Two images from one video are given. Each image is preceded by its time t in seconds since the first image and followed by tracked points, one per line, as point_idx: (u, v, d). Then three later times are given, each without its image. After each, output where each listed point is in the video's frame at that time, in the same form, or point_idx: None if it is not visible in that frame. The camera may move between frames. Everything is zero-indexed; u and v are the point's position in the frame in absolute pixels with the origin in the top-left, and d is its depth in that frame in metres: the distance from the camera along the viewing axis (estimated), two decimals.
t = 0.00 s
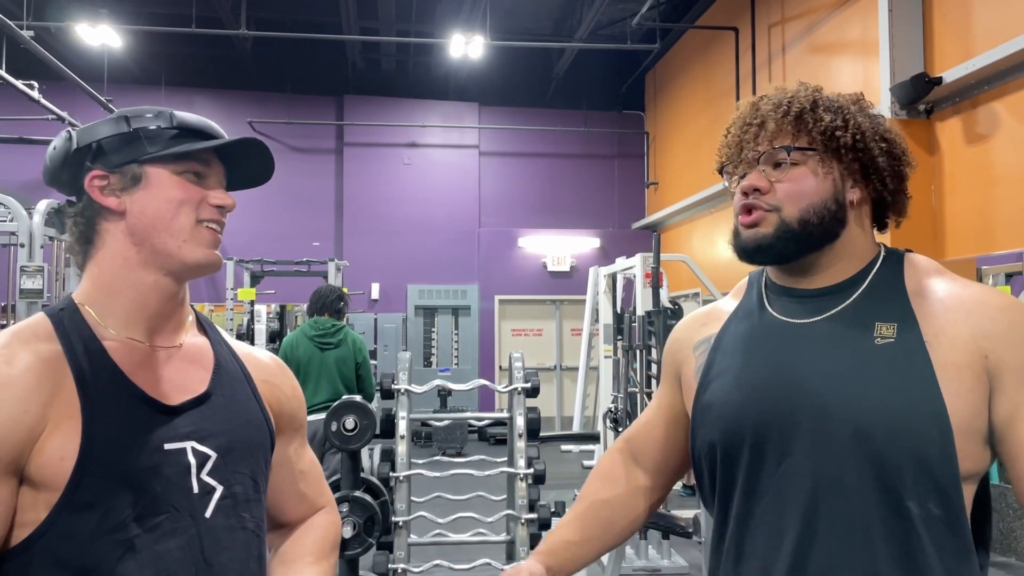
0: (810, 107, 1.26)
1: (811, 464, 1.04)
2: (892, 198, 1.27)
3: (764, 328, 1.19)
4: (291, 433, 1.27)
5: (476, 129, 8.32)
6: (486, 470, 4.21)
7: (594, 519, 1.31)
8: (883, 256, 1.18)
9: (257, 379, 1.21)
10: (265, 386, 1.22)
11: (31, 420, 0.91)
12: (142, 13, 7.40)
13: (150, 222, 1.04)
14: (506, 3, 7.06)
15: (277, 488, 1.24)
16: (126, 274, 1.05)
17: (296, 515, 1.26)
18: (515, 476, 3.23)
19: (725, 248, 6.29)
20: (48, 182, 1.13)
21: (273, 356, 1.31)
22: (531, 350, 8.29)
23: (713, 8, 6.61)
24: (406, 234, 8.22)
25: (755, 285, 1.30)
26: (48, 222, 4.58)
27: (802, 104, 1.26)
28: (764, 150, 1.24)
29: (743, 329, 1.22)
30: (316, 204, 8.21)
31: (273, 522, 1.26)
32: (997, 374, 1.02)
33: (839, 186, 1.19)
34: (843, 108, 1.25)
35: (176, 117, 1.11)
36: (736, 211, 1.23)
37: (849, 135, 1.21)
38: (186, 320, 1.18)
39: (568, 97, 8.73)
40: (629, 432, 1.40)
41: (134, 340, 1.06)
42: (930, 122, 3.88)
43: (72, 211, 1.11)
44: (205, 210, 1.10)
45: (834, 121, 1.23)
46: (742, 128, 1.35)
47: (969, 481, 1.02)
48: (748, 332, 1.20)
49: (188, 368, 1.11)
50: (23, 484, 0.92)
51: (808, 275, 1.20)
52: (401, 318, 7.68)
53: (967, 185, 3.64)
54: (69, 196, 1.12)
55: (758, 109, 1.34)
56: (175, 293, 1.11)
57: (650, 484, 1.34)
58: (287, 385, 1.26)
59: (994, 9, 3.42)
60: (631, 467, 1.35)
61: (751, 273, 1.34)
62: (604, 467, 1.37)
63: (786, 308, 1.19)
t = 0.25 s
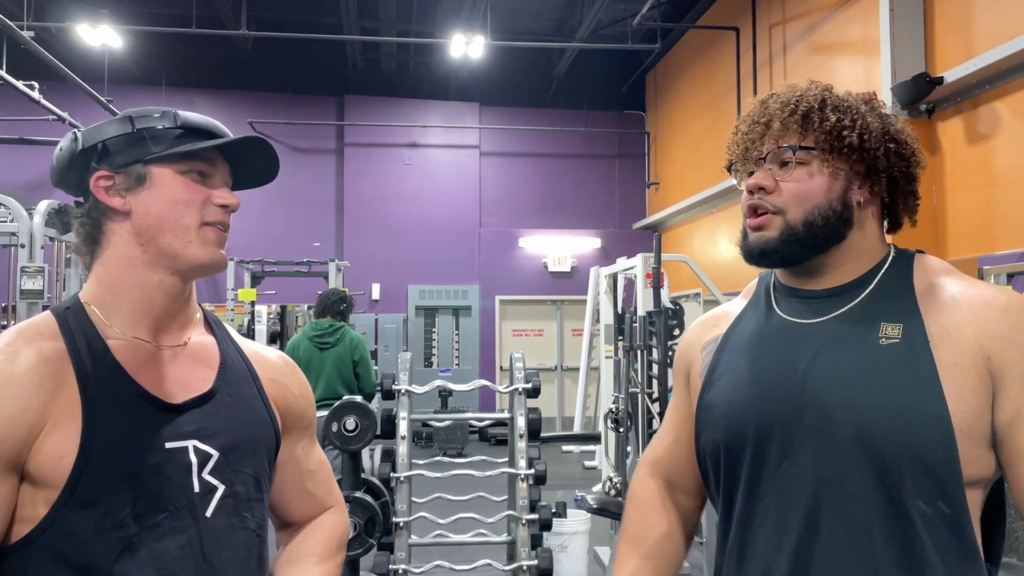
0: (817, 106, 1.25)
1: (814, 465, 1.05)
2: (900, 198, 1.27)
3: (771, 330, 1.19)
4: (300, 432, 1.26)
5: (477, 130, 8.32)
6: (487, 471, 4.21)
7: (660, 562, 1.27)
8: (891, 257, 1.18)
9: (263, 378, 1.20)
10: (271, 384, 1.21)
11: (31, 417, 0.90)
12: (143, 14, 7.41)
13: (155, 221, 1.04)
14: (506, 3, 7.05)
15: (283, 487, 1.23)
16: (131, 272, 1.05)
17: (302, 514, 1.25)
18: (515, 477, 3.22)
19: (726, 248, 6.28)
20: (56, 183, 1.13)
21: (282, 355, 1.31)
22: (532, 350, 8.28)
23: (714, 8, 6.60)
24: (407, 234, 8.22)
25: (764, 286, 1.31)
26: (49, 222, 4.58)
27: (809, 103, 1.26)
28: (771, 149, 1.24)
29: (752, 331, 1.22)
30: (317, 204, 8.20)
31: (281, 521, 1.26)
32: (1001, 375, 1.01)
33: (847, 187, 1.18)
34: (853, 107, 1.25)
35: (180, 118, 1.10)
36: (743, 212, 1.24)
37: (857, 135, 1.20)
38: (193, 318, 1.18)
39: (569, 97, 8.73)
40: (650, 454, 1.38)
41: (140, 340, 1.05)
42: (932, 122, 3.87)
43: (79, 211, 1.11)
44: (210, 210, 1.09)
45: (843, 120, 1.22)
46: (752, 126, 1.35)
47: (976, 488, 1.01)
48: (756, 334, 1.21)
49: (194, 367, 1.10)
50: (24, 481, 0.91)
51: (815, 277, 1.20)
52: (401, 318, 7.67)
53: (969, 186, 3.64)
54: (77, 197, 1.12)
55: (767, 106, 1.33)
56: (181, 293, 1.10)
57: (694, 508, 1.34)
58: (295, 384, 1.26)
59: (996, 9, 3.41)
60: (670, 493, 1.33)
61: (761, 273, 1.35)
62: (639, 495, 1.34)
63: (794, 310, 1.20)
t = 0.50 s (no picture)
0: (818, 106, 1.25)
1: (824, 466, 1.05)
2: (908, 196, 1.26)
3: (777, 330, 1.20)
4: (302, 432, 1.25)
5: (477, 130, 8.32)
6: (489, 471, 4.21)
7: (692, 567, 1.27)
8: (899, 256, 1.18)
9: (264, 377, 1.20)
10: (272, 383, 1.21)
11: (29, 415, 0.90)
12: (143, 14, 7.40)
13: (157, 219, 1.04)
14: (507, 4, 7.05)
15: (282, 487, 1.23)
16: (132, 271, 1.05)
17: (302, 514, 1.25)
18: (516, 477, 3.22)
19: (727, 248, 6.27)
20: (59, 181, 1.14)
21: (284, 354, 1.30)
22: (532, 350, 8.28)
23: (714, 8, 6.60)
24: (407, 235, 8.22)
25: (772, 285, 1.31)
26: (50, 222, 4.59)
27: (810, 103, 1.26)
28: (772, 150, 1.24)
29: (758, 331, 1.23)
30: (317, 205, 8.20)
31: (282, 521, 1.26)
32: (1012, 374, 1.00)
33: (849, 186, 1.18)
34: (855, 105, 1.24)
35: (184, 116, 1.10)
36: (747, 213, 1.24)
37: (858, 134, 1.19)
38: (194, 316, 1.18)
39: (569, 97, 8.72)
40: (662, 456, 1.38)
41: (140, 338, 1.06)
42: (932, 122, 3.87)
43: (81, 209, 1.11)
44: (213, 209, 1.09)
45: (844, 120, 1.22)
46: (754, 127, 1.35)
47: (988, 488, 1.01)
48: (762, 333, 1.22)
49: (194, 366, 1.10)
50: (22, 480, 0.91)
51: (820, 277, 1.20)
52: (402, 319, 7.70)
53: (969, 186, 3.64)
54: (79, 195, 1.13)
55: (769, 107, 1.33)
56: (182, 292, 1.10)
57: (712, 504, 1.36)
58: (296, 384, 1.26)
59: (996, 9, 3.41)
60: (688, 495, 1.35)
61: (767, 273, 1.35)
62: (658, 499, 1.34)
63: (801, 309, 1.20)
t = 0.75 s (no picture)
0: (835, 105, 1.24)
1: (838, 468, 1.05)
2: (922, 195, 1.26)
3: (790, 330, 1.19)
4: (300, 431, 1.25)
5: (478, 130, 8.32)
6: (490, 471, 4.20)
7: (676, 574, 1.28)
8: (914, 256, 1.18)
9: (264, 377, 1.20)
10: (271, 383, 1.20)
11: (26, 417, 0.90)
12: (143, 15, 7.40)
13: (156, 218, 1.04)
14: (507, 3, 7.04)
15: (281, 488, 1.23)
16: (130, 270, 1.05)
17: (302, 514, 1.25)
18: (517, 478, 3.22)
19: (728, 248, 6.27)
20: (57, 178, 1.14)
21: (282, 353, 1.30)
22: (533, 350, 8.28)
23: (714, 8, 6.60)
24: (408, 235, 8.22)
25: (783, 284, 1.30)
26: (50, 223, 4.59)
27: (826, 102, 1.25)
28: (787, 149, 1.24)
29: (770, 330, 1.23)
30: (317, 205, 8.20)
31: (282, 522, 1.26)
32: None
33: (864, 187, 1.18)
34: (871, 104, 1.24)
35: (184, 115, 1.09)
36: (759, 212, 1.24)
37: (875, 134, 1.19)
38: (193, 315, 1.18)
39: (569, 98, 8.72)
40: (663, 458, 1.37)
41: (139, 338, 1.06)
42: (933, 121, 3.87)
43: (80, 207, 1.11)
44: (212, 209, 1.09)
45: (860, 119, 1.21)
46: (768, 124, 1.35)
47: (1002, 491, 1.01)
48: (775, 333, 1.21)
49: (193, 365, 1.10)
50: (20, 482, 0.91)
51: (834, 277, 1.20)
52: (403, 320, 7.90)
53: (970, 185, 3.63)
54: (78, 193, 1.13)
55: (784, 105, 1.33)
56: (181, 291, 1.10)
57: (705, 511, 1.36)
58: (295, 383, 1.26)
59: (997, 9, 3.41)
60: (682, 498, 1.34)
61: (777, 271, 1.35)
62: (654, 503, 1.33)
63: (814, 309, 1.20)
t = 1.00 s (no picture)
0: (843, 105, 1.24)
1: (847, 470, 1.05)
2: (931, 195, 1.26)
3: (798, 330, 1.19)
4: (299, 432, 1.25)
5: (478, 130, 8.32)
6: (491, 472, 4.20)
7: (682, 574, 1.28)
8: (923, 257, 1.18)
9: (262, 378, 1.20)
10: (270, 384, 1.20)
11: (23, 418, 0.90)
12: (143, 15, 7.40)
13: (154, 220, 1.04)
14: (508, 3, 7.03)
15: (280, 489, 1.22)
16: (127, 271, 1.04)
17: (302, 515, 1.25)
18: (518, 478, 3.22)
19: (729, 248, 6.26)
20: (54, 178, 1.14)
21: (281, 353, 1.30)
22: (534, 351, 8.28)
23: (715, 8, 6.60)
24: (408, 236, 8.22)
25: (790, 283, 1.30)
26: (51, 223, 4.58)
27: (835, 102, 1.25)
28: (794, 148, 1.23)
29: (778, 330, 1.22)
30: (318, 206, 8.20)
31: (282, 523, 1.26)
32: None
33: (873, 188, 1.18)
34: (880, 103, 1.23)
35: (183, 116, 1.09)
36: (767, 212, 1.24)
37: (884, 135, 1.19)
38: (191, 316, 1.18)
39: (570, 98, 8.72)
40: (667, 458, 1.37)
41: (137, 339, 1.05)
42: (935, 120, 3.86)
43: (78, 208, 1.11)
44: (210, 210, 1.09)
45: (869, 119, 1.21)
46: (776, 123, 1.34)
47: (1010, 493, 1.01)
48: (783, 332, 1.21)
49: (191, 367, 1.10)
50: (17, 483, 0.91)
51: (842, 277, 1.20)
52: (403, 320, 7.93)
53: (971, 185, 3.63)
54: (76, 193, 1.13)
55: (791, 103, 1.32)
56: (180, 292, 1.10)
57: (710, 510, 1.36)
58: (294, 384, 1.25)
59: (998, 8, 3.41)
60: (687, 498, 1.34)
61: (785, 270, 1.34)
62: (658, 503, 1.33)
63: (822, 309, 1.20)
